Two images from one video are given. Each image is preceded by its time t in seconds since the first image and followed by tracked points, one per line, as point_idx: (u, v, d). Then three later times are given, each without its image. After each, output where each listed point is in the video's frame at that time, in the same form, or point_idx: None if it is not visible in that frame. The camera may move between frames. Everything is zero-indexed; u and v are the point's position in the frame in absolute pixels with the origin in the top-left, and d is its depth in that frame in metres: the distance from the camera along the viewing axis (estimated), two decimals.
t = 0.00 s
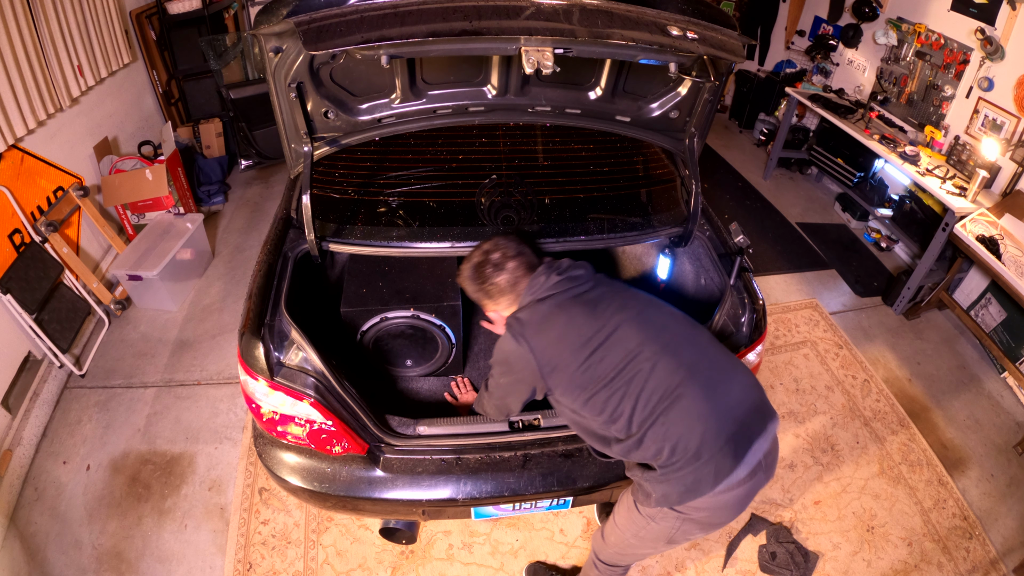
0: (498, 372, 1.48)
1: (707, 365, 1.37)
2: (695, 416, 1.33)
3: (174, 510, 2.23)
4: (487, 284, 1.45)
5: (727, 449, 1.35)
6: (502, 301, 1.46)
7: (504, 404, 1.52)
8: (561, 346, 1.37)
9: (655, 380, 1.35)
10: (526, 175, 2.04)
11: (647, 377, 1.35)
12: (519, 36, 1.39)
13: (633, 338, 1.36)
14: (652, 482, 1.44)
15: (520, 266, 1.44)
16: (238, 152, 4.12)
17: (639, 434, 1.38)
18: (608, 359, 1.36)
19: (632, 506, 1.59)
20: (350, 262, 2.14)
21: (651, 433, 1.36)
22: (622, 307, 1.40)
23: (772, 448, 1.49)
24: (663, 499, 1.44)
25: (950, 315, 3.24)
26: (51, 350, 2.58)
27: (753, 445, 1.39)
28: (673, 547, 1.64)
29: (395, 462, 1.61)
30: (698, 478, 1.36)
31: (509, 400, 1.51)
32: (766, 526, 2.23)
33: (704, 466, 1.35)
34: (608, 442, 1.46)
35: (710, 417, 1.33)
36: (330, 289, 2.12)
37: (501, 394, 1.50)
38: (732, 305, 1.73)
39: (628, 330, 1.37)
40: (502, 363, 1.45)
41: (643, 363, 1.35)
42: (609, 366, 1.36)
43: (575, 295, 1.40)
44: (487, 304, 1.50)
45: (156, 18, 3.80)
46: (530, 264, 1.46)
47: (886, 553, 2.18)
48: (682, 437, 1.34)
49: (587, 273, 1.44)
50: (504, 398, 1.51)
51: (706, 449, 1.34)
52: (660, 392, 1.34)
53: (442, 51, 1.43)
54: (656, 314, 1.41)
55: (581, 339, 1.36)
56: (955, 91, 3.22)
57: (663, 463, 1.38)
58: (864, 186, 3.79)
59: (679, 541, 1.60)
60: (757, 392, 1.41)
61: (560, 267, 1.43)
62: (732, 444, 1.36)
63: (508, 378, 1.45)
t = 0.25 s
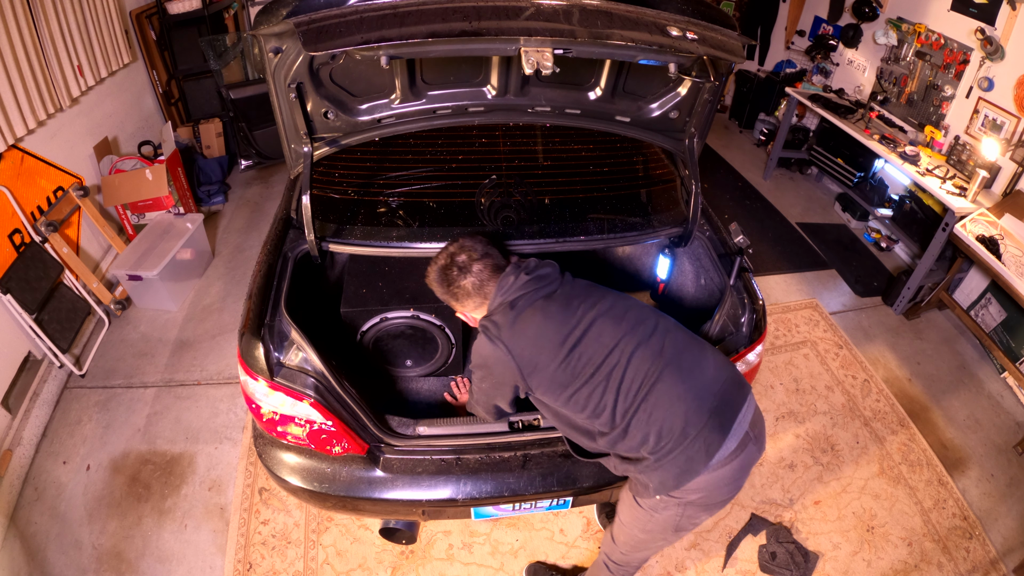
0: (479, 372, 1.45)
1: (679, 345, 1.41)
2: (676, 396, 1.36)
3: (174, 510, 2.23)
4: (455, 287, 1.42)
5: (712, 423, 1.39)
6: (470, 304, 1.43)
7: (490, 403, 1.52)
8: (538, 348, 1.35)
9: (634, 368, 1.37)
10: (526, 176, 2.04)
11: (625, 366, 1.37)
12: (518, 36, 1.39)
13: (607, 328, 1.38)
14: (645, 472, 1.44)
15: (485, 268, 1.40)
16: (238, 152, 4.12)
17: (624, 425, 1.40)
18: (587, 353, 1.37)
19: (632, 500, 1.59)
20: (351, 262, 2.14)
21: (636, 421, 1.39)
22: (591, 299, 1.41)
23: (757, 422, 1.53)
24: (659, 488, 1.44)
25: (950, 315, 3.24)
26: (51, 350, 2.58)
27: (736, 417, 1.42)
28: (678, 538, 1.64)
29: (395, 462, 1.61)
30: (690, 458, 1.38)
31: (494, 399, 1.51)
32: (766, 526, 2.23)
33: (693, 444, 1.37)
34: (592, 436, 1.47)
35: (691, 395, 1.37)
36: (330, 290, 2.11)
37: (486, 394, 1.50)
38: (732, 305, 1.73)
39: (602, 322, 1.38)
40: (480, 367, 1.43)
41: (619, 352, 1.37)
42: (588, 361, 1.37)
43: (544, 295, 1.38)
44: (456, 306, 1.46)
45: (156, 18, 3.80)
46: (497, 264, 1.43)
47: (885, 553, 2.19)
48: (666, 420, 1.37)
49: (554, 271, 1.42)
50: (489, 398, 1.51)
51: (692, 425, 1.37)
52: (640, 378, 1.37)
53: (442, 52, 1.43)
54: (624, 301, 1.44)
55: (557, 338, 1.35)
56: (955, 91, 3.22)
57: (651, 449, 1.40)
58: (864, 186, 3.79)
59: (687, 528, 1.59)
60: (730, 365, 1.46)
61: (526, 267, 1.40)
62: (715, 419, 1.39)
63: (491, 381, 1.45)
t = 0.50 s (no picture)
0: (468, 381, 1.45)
1: (669, 347, 1.41)
2: (667, 399, 1.37)
3: (174, 510, 2.23)
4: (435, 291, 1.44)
5: (704, 422, 1.39)
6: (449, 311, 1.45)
7: (483, 409, 1.51)
8: (526, 356, 1.35)
9: (624, 373, 1.37)
10: (526, 176, 2.04)
11: (615, 372, 1.37)
12: (518, 36, 1.39)
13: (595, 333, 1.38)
14: (636, 471, 1.45)
15: (460, 276, 1.42)
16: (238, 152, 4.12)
17: (615, 430, 1.40)
18: (576, 360, 1.36)
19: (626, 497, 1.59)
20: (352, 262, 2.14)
21: (628, 426, 1.38)
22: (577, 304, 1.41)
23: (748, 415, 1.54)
24: (650, 485, 1.45)
25: (950, 315, 3.24)
26: (51, 350, 2.58)
27: (728, 416, 1.43)
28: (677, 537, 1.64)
29: (395, 462, 1.61)
30: (680, 457, 1.39)
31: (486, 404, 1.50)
32: (766, 526, 2.23)
33: (683, 444, 1.38)
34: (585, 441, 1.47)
35: (681, 398, 1.37)
36: (330, 290, 2.09)
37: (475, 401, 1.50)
38: (732, 305, 1.73)
39: (590, 327, 1.38)
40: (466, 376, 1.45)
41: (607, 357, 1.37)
42: (576, 367, 1.36)
43: (531, 302, 1.38)
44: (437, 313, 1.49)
45: (156, 18, 3.80)
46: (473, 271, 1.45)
47: (885, 553, 2.18)
48: (657, 424, 1.37)
49: (538, 278, 1.41)
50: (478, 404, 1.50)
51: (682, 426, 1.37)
52: (630, 382, 1.37)
53: (442, 52, 1.43)
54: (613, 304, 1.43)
55: (544, 346, 1.35)
56: (955, 91, 3.22)
57: (643, 453, 1.41)
58: (864, 186, 3.79)
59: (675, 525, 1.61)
60: (723, 365, 1.45)
61: (510, 274, 1.41)
62: (707, 419, 1.39)
63: (479, 387, 1.45)
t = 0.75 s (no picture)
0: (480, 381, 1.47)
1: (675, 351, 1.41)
2: (670, 405, 1.37)
3: (174, 510, 2.23)
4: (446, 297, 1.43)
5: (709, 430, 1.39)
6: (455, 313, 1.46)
7: (489, 410, 1.53)
8: (532, 358, 1.36)
9: (629, 377, 1.37)
10: (526, 176, 2.03)
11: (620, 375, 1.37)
12: (518, 36, 1.39)
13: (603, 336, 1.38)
14: (639, 476, 1.44)
15: (468, 282, 1.40)
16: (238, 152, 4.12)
17: (620, 433, 1.40)
18: (581, 363, 1.37)
19: (626, 500, 1.59)
20: (351, 262, 2.14)
21: (632, 430, 1.39)
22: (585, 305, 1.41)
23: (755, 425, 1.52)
24: (652, 491, 1.44)
25: (950, 315, 3.24)
26: (51, 350, 2.58)
27: (733, 424, 1.42)
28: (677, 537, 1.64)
29: (395, 462, 1.61)
30: (683, 464, 1.39)
31: (490, 405, 1.52)
32: (766, 526, 2.23)
33: (686, 451, 1.38)
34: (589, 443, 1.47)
35: (686, 405, 1.37)
36: (330, 290, 2.11)
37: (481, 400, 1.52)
38: (732, 305, 1.73)
39: (597, 331, 1.38)
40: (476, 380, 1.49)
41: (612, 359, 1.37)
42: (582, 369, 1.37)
43: (538, 304, 1.38)
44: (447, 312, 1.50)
45: (156, 18, 3.80)
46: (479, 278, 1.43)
47: (885, 554, 2.18)
48: (661, 429, 1.37)
49: (547, 279, 1.41)
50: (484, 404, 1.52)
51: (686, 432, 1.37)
52: (634, 386, 1.37)
53: (442, 52, 1.43)
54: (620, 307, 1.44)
55: (552, 348, 1.35)
56: (955, 91, 3.22)
57: (646, 458, 1.41)
58: (864, 186, 3.79)
59: (678, 532, 1.60)
60: (729, 372, 1.44)
61: (517, 275, 1.39)
62: (711, 426, 1.39)
63: (486, 388, 1.47)
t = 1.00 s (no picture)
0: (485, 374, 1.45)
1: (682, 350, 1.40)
2: (674, 407, 1.36)
3: (174, 510, 2.23)
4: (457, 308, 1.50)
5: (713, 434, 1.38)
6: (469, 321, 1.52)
7: (490, 407, 1.51)
8: (538, 347, 1.37)
9: (633, 374, 1.36)
10: (526, 176, 2.03)
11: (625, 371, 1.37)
12: (518, 36, 1.39)
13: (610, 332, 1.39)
14: (641, 476, 1.45)
15: (476, 292, 1.47)
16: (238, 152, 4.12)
17: (622, 431, 1.40)
18: (586, 357, 1.37)
19: (629, 502, 1.59)
20: (351, 261, 2.15)
21: (635, 429, 1.38)
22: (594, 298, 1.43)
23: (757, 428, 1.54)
24: (654, 493, 1.45)
25: (950, 315, 3.24)
26: (51, 350, 2.58)
27: (737, 428, 1.42)
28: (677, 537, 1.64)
29: (395, 462, 1.61)
30: (686, 467, 1.39)
31: (494, 401, 1.49)
32: (766, 526, 2.23)
33: (689, 454, 1.38)
34: (592, 440, 1.46)
35: (690, 407, 1.36)
36: (330, 290, 2.12)
37: (485, 395, 1.49)
38: (732, 305, 1.73)
39: (603, 326, 1.38)
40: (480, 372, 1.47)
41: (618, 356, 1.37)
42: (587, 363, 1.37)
43: (548, 294, 1.42)
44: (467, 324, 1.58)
45: (156, 18, 3.80)
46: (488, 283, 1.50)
47: (885, 554, 2.18)
48: (664, 430, 1.37)
49: (550, 274, 1.45)
50: (487, 399, 1.50)
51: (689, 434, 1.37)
52: (638, 384, 1.37)
53: (442, 52, 1.43)
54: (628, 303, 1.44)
55: (556, 342, 1.36)
56: (955, 91, 3.22)
57: (648, 457, 1.40)
58: (864, 186, 3.79)
59: (680, 533, 1.60)
60: (736, 376, 1.44)
61: (522, 270, 1.45)
62: (714, 430, 1.38)
63: (491, 379, 1.44)
